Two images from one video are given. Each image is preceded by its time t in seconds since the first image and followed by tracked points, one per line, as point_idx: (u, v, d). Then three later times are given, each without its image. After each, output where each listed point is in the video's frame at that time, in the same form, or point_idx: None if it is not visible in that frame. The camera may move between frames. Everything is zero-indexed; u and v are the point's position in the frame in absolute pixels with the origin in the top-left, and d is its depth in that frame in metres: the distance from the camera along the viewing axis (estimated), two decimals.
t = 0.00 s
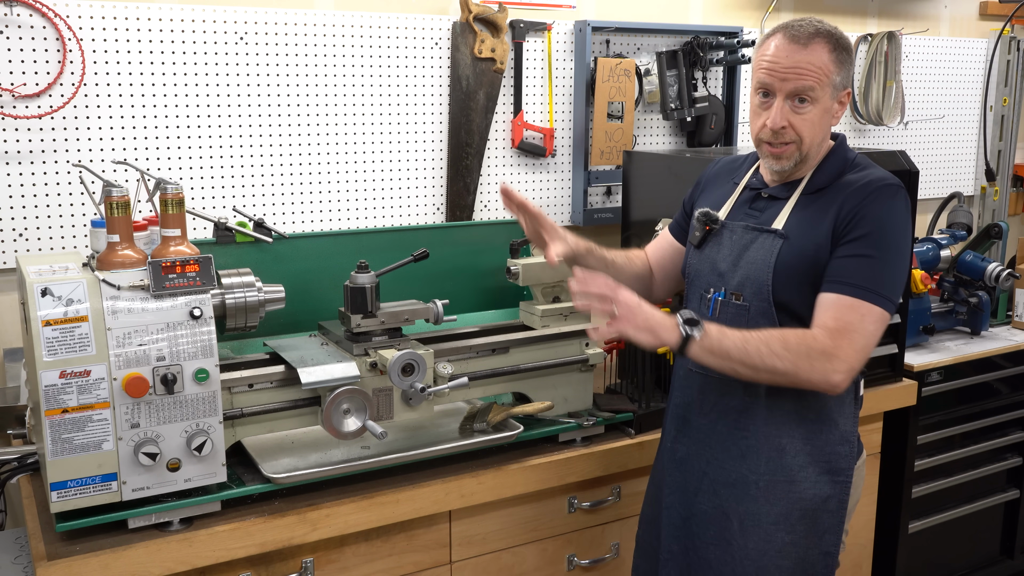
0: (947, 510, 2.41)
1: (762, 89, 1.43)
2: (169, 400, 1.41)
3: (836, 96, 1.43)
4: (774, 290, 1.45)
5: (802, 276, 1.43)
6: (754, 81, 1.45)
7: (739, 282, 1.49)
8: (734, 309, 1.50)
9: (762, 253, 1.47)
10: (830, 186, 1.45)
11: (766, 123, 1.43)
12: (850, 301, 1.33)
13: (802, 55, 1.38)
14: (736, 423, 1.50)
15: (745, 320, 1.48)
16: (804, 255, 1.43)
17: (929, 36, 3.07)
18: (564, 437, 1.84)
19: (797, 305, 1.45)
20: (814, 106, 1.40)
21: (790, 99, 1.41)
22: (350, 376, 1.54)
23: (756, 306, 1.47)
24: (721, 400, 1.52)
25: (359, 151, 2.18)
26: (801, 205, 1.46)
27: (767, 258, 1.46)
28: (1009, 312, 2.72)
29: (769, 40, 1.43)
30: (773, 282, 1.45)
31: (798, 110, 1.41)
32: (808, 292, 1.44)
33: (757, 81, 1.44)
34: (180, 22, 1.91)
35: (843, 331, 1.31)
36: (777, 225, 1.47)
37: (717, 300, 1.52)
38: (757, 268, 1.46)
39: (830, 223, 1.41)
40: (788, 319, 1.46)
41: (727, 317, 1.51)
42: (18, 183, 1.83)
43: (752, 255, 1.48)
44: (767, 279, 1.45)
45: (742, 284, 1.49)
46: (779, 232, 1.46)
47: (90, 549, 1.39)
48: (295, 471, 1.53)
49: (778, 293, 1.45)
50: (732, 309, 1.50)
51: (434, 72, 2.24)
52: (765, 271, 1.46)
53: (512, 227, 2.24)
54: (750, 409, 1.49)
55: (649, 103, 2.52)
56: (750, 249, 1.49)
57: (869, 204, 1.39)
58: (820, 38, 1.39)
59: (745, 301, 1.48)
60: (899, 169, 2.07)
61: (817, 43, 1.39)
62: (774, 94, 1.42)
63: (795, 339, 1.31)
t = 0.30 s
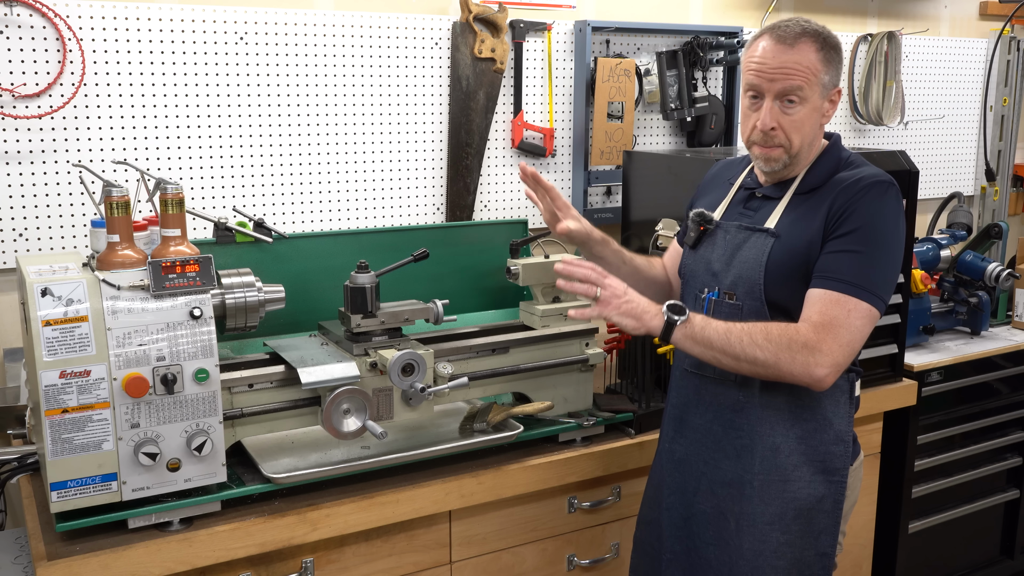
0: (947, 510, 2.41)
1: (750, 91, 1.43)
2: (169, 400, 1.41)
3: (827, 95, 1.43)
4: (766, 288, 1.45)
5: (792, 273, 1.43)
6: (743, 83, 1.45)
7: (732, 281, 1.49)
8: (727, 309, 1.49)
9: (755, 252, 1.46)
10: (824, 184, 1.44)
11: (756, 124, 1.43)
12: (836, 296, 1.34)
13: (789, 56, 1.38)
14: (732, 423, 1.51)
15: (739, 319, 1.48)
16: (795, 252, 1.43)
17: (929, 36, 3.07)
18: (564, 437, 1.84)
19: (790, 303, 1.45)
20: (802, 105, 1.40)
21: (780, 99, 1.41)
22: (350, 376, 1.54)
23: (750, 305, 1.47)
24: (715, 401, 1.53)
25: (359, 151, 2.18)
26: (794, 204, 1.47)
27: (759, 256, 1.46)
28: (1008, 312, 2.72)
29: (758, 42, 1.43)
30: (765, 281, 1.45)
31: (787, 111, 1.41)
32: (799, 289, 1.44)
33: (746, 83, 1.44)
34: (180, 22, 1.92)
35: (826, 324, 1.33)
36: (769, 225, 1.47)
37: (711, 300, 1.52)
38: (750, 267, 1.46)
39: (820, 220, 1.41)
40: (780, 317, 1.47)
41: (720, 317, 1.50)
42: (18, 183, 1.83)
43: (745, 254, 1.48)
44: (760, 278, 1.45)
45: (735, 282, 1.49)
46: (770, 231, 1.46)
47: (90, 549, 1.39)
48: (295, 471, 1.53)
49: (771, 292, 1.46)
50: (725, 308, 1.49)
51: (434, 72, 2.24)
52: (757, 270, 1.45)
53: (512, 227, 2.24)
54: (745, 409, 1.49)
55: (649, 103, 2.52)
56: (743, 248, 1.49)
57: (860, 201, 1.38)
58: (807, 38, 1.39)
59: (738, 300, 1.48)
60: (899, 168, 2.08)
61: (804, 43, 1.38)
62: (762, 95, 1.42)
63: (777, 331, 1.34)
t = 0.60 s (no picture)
0: (947, 510, 2.41)
1: (741, 91, 1.44)
2: (169, 400, 1.41)
3: (819, 94, 1.43)
4: (763, 288, 1.46)
5: (790, 272, 1.43)
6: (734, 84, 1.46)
7: (729, 282, 1.49)
8: (725, 309, 1.50)
9: (752, 253, 1.47)
10: (819, 183, 1.44)
11: (747, 125, 1.43)
12: (835, 295, 1.34)
13: (777, 55, 1.38)
14: (732, 424, 1.51)
15: (737, 319, 1.49)
16: (790, 250, 1.43)
17: (929, 36, 3.07)
18: (564, 437, 1.84)
19: (789, 303, 1.45)
20: (794, 104, 1.40)
21: (770, 99, 1.41)
22: (350, 376, 1.54)
23: (747, 305, 1.47)
24: (715, 403, 1.53)
25: (359, 151, 2.18)
26: (790, 204, 1.46)
27: (756, 257, 1.46)
28: (1008, 312, 2.72)
29: (748, 42, 1.43)
30: (763, 281, 1.45)
31: (777, 111, 1.41)
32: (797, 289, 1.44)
33: (736, 84, 1.44)
34: (180, 22, 1.91)
35: (824, 323, 1.32)
36: (765, 225, 1.47)
37: (709, 301, 1.52)
38: (746, 268, 1.46)
39: (815, 218, 1.41)
40: (779, 316, 1.47)
41: (719, 317, 1.51)
42: (18, 183, 1.83)
43: (742, 255, 1.48)
44: (756, 278, 1.45)
45: (732, 283, 1.49)
46: (766, 231, 1.46)
47: (90, 549, 1.39)
48: (295, 472, 1.53)
49: (769, 291, 1.46)
50: (723, 309, 1.50)
51: (434, 72, 2.24)
52: (753, 270, 1.46)
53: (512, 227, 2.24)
54: (745, 411, 1.49)
55: (649, 102, 2.52)
56: (739, 249, 1.49)
57: (855, 200, 1.38)
58: (794, 37, 1.39)
59: (736, 301, 1.49)
60: (899, 168, 2.08)
61: (791, 42, 1.39)
62: (753, 95, 1.42)
63: (773, 333, 1.35)
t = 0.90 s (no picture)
0: (947, 510, 2.41)
1: (754, 82, 1.43)
2: (169, 400, 1.41)
3: (828, 94, 1.44)
4: (767, 288, 1.46)
5: (794, 272, 1.43)
6: (747, 74, 1.45)
7: (732, 281, 1.49)
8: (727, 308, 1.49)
9: (755, 252, 1.47)
10: (822, 183, 1.45)
11: (756, 115, 1.43)
12: (843, 295, 1.33)
13: (795, 48, 1.39)
14: (735, 423, 1.50)
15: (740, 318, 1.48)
16: (795, 250, 1.43)
17: (929, 36, 3.07)
18: (564, 437, 1.84)
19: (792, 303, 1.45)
20: (805, 100, 1.41)
21: (782, 91, 1.41)
22: (350, 376, 1.54)
23: (751, 304, 1.47)
24: (717, 402, 1.52)
25: (359, 151, 2.18)
26: (794, 203, 1.47)
27: (760, 256, 1.46)
28: (1008, 312, 2.72)
29: (764, 35, 1.43)
30: (767, 280, 1.45)
31: (788, 104, 1.41)
32: (801, 289, 1.44)
33: (750, 74, 1.44)
34: (180, 22, 1.91)
35: (839, 325, 1.31)
36: (769, 224, 1.47)
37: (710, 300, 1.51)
38: (750, 266, 1.46)
39: (820, 217, 1.41)
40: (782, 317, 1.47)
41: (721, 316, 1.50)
42: (18, 183, 1.83)
43: (745, 253, 1.48)
44: (760, 277, 1.45)
45: (735, 282, 1.49)
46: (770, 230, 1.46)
47: (90, 549, 1.39)
48: (295, 471, 1.53)
49: (772, 290, 1.46)
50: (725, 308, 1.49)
51: (434, 72, 2.24)
52: (758, 269, 1.46)
53: (512, 227, 2.24)
54: (749, 409, 1.48)
55: (649, 103, 2.52)
56: (742, 247, 1.49)
57: (860, 200, 1.39)
58: (813, 33, 1.39)
59: (739, 300, 1.48)
60: (899, 168, 2.08)
61: (810, 37, 1.39)
62: (766, 86, 1.42)
63: (797, 327, 1.30)
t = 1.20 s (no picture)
0: (947, 510, 2.41)
1: (760, 82, 1.43)
2: (169, 400, 1.41)
3: (831, 98, 1.44)
4: (780, 290, 1.45)
5: (808, 276, 1.43)
6: (753, 75, 1.45)
7: (743, 283, 1.48)
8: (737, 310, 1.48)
9: (766, 254, 1.46)
10: (827, 185, 1.45)
11: (760, 116, 1.43)
12: (881, 308, 1.35)
13: (802, 51, 1.39)
14: (744, 426, 1.49)
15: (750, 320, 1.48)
16: (813, 257, 1.43)
17: (929, 36, 3.07)
18: (564, 437, 1.84)
19: (804, 308, 1.45)
20: (810, 102, 1.41)
21: (787, 93, 1.41)
22: (350, 376, 1.54)
23: (762, 306, 1.46)
24: (726, 405, 1.51)
25: (359, 151, 2.18)
26: (802, 205, 1.46)
27: (771, 258, 1.45)
28: (1008, 312, 2.72)
29: (770, 36, 1.44)
30: (779, 282, 1.45)
31: (793, 107, 1.41)
32: (816, 293, 1.44)
33: (756, 74, 1.44)
34: (180, 22, 1.92)
35: (889, 337, 1.33)
36: (778, 225, 1.47)
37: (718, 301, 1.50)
38: (761, 268, 1.46)
39: (837, 225, 1.42)
40: (796, 321, 1.46)
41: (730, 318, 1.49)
42: (18, 183, 1.83)
43: (754, 255, 1.47)
44: (773, 279, 1.45)
45: (745, 284, 1.48)
46: (781, 232, 1.45)
47: (89, 549, 1.39)
48: (295, 471, 1.53)
49: (785, 293, 1.45)
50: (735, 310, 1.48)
51: (434, 72, 2.24)
52: (770, 271, 1.45)
53: (512, 227, 2.24)
54: (760, 413, 1.47)
55: (649, 103, 2.52)
56: (751, 249, 1.48)
57: (876, 208, 1.40)
58: (820, 37, 1.40)
59: (750, 302, 1.47)
60: (899, 168, 2.08)
61: (818, 40, 1.40)
62: (772, 87, 1.42)
63: (856, 348, 1.30)
